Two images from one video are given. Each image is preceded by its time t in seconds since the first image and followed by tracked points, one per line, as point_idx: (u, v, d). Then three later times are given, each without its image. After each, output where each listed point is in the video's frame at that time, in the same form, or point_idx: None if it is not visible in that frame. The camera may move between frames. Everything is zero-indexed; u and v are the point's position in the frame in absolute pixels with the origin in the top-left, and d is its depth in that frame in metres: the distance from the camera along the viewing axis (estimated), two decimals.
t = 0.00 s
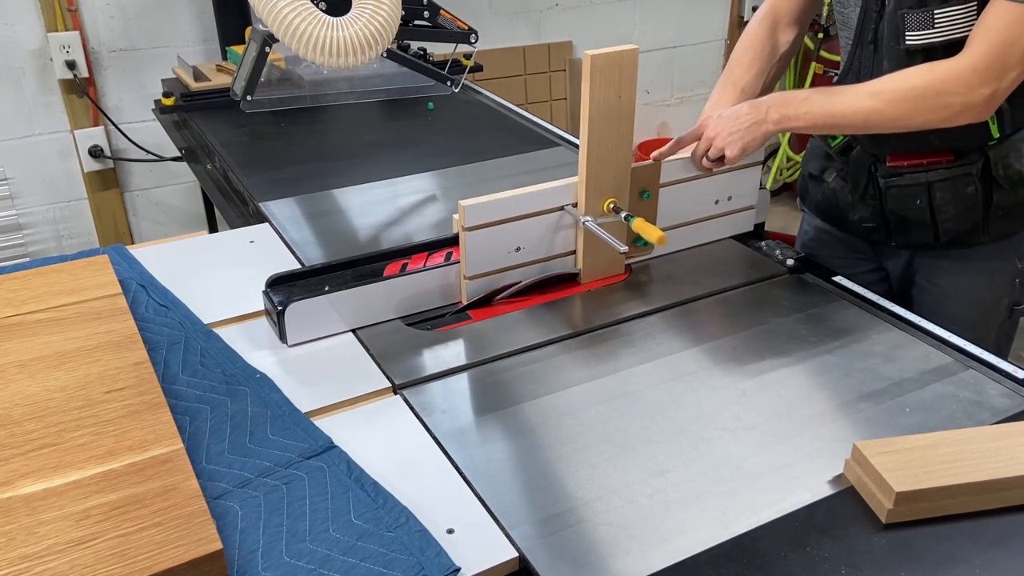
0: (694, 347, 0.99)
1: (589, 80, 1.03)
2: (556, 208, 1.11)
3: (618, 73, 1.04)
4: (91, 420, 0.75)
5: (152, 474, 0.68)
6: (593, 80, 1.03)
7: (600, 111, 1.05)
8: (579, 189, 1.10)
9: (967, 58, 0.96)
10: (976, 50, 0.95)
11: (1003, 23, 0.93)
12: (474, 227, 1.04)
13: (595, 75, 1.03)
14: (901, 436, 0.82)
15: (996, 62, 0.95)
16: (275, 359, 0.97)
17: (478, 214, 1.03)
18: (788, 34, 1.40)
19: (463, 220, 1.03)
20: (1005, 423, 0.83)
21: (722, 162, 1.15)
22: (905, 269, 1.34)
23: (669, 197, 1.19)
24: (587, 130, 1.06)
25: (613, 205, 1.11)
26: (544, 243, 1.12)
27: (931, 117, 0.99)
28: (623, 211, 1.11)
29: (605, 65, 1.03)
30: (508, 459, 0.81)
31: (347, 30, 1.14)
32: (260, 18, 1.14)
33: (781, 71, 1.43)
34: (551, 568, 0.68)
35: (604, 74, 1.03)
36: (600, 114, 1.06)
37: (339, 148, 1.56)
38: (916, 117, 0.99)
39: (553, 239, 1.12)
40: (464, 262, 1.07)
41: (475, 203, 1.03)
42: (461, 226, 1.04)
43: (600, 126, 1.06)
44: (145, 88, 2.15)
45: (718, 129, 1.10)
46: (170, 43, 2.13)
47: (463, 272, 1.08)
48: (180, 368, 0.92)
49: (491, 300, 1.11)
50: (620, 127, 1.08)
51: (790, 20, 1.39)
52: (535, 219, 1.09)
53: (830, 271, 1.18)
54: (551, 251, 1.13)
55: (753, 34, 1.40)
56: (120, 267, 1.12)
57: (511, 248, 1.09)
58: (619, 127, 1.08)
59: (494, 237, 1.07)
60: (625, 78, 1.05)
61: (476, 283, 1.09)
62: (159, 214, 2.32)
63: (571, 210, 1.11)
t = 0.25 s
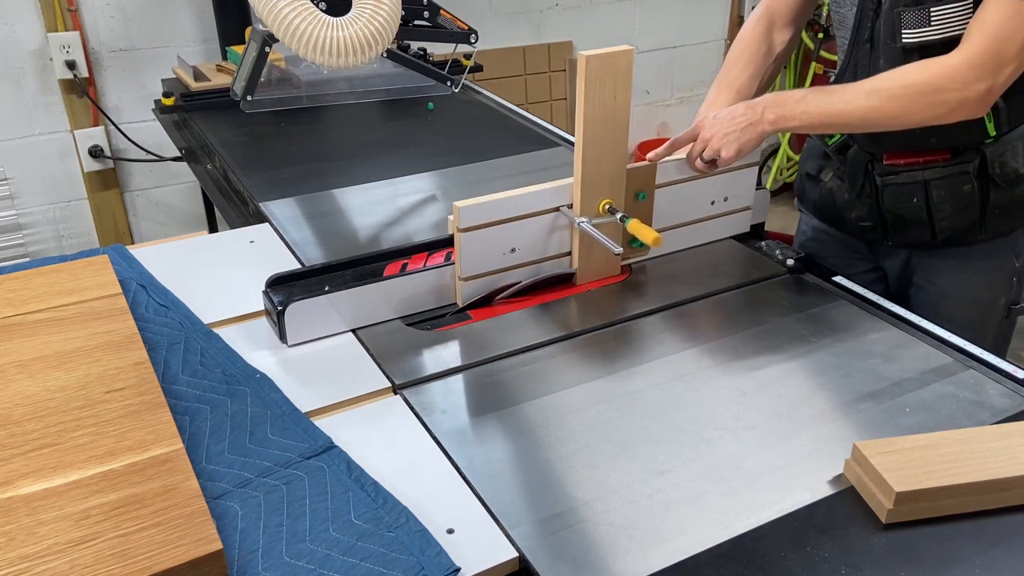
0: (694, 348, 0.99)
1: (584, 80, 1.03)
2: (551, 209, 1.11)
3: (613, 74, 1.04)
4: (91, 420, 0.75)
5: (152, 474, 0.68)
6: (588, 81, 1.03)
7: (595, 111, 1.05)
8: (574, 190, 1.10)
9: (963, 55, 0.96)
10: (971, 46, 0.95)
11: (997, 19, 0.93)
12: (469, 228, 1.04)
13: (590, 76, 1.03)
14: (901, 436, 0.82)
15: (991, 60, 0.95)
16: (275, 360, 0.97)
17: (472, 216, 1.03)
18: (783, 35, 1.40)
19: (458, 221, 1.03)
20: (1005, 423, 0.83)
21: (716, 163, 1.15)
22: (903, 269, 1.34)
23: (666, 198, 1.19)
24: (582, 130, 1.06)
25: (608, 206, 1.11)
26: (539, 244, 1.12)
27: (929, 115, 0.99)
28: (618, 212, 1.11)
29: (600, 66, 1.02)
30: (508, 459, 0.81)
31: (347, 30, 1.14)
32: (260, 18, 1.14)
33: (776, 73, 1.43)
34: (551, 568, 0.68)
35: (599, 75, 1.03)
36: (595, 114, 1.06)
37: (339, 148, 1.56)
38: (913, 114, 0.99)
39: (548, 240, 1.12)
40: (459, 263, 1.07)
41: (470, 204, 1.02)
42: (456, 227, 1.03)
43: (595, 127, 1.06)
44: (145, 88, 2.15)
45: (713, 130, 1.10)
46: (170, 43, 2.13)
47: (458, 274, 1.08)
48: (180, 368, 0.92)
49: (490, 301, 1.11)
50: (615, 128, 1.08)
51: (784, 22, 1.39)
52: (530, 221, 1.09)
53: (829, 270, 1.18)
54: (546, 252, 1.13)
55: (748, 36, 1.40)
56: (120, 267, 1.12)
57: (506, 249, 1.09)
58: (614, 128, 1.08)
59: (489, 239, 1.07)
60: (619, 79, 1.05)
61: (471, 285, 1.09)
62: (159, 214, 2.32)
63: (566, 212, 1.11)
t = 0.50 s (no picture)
0: (694, 348, 0.99)
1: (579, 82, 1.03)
2: (545, 210, 1.11)
3: (608, 76, 1.04)
4: (91, 420, 0.75)
5: (152, 474, 0.68)
6: (582, 82, 1.03)
7: (591, 112, 1.05)
8: (569, 192, 1.10)
9: (959, 53, 0.95)
10: (968, 44, 0.95)
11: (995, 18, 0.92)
12: (464, 229, 1.04)
13: (585, 77, 1.03)
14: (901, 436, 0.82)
15: (988, 57, 0.94)
16: (275, 359, 0.97)
17: (467, 217, 1.03)
18: (779, 36, 1.40)
19: (453, 223, 1.03)
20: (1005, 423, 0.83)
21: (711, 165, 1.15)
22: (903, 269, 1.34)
23: (663, 199, 1.19)
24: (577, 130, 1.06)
25: (604, 207, 1.11)
26: (534, 245, 1.12)
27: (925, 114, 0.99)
28: (613, 213, 1.11)
29: (595, 67, 1.02)
30: (508, 459, 0.81)
31: (347, 30, 1.14)
32: (260, 18, 1.14)
33: (772, 73, 1.43)
34: (551, 568, 0.68)
35: (594, 76, 1.03)
36: (590, 115, 1.06)
37: (339, 148, 1.56)
38: (909, 113, 0.99)
39: (543, 241, 1.12)
40: (454, 265, 1.06)
41: (465, 205, 1.02)
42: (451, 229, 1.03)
43: (590, 128, 1.06)
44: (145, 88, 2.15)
45: (709, 131, 1.10)
46: (170, 43, 2.13)
47: (453, 275, 1.08)
48: (180, 368, 0.92)
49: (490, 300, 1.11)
50: (610, 129, 1.08)
51: (781, 22, 1.39)
52: (525, 222, 1.09)
53: (829, 270, 1.18)
54: (541, 253, 1.13)
55: (744, 36, 1.40)
56: (120, 267, 1.12)
57: (502, 251, 1.09)
58: (609, 130, 1.08)
59: (484, 240, 1.06)
60: (615, 80, 1.05)
61: (466, 287, 1.09)
62: (159, 214, 2.32)
63: (561, 213, 1.10)
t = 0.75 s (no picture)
0: (694, 348, 0.99)
1: (574, 83, 1.03)
2: (540, 211, 1.11)
3: (602, 77, 1.04)
4: (91, 420, 0.75)
5: (152, 474, 0.68)
6: (577, 83, 1.03)
7: (586, 113, 1.06)
8: (564, 193, 1.10)
9: (956, 52, 0.95)
10: (964, 43, 0.94)
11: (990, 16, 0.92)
12: (459, 230, 1.04)
13: (580, 78, 1.03)
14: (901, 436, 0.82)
15: (985, 56, 0.94)
16: (275, 359, 0.97)
17: (461, 218, 1.03)
18: (776, 37, 1.40)
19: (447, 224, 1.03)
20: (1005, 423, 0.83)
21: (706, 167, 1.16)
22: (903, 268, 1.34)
23: (660, 200, 1.19)
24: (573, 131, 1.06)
25: (599, 208, 1.11)
26: (528, 246, 1.12)
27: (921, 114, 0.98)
28: (609, 214, 1.11)
29: (590, 68, 1.02)
30: (508, 459, 0.81)
31: (347, 30, 1.14)
32: (260, 17, 1.14)
33: (769, 75, 1.43)
34: (551, 568, 0.68)
35: (588, 77, 1.03)
36: (585, 116, 1.06)
37: (339, 149, 1.56)
38: (905, 113, 0.99)
39: (537, 242, 1.12)
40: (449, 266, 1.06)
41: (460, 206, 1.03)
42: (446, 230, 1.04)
43: (585, 128, 1.06)
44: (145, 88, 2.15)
45: (704, 133, 1.11)
46: (170, 43, 2.13)
47: (447, 276, 1.07)
48: (180, 368, 0.92)
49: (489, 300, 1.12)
50: (605, 129, 1.08)
51: (778, 23, 1.39)
52: (520, 223, 1.09)
53: (829, 270, 1.18)
54: (535, 254, 1.13)
55: (741, 37, 1.40)
56: (120, 267, 1.12)
57: (496, 251, 1.09)
58: (605, 131, 1.08)
59: (478, 241, 1.06)
60: (610, 81, 1.05)
61: (461, 288, 1.08)
62: (159, 214, 2.32)
63: (556, 214, 1.11)
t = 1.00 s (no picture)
0: (694, 348, 0.99)
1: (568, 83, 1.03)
2: (535, 213, 1.11)
3: (596, 78, 1.04)
4: (91, 420, 0.75)
5: (152, 474, 0.68)
6: (571, 83, 1.03)
7: (580, 114, 1.05)
8: (559, 194, 1.09)
9: (951, 51, 0.95)
10: (959, 42, 0.94)
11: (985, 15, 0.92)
12: (453, 232, 1.04)
13: (574, 78, 1.03)
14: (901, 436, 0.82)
15: (980, 55, 0.93)
16: (275, 359, 0.97)
17: (455, 220, 1.03)
18: (773, 39, 1.40)
19: (441, 226, 1.03)
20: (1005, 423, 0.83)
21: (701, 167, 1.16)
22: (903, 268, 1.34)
23: (656, 201, 1.19)
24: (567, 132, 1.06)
25: (593, 209, 1.11)
26: (523, 248, 1.11)
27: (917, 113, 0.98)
28: (604, 216, 1.11)
29: (584, 69, 1.02)
30: (508, 459, 0.81)
31: (347, 30, 1.14)
32: (260, 17, 1.14)
33: (766, 76, 1.43)
34: (551, 568, 0.68)
35: (583, 78, 1.03)
36: (579, 116, 1.06)
37: (339, 149, 1.56)
38: (900, 113, 0.99)
39: (533, 244, 1.12)
40: (443, 268, 1.06)
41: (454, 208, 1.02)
42: (440, 232, 1.03)
43: (579, 129, 1.06)
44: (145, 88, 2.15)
45: (700, 134, 1.11)
46: (170, 42, 2.13)
47: (442, 277, 1.07)
48: (180, 368, 0.92)
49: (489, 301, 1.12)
50: (600, 130, 1.08)
51: (774, 25, 1.39)
52: (515, 225, 1.09)
53: (830, 270, 1.18)
54: (530, 256, 1.13)
55: (738, 39, 1.40)
56: (120, 267, 1.12)
57: (491, 253, 1.09)
58: (599, 132, 1.08)
59: (473, 243, 1.06)
60: (604, 82, 1.05)
61: (456, 290, 1.08)
62: (159, 214, 2.32)
63: (551, 215, 1.10)
